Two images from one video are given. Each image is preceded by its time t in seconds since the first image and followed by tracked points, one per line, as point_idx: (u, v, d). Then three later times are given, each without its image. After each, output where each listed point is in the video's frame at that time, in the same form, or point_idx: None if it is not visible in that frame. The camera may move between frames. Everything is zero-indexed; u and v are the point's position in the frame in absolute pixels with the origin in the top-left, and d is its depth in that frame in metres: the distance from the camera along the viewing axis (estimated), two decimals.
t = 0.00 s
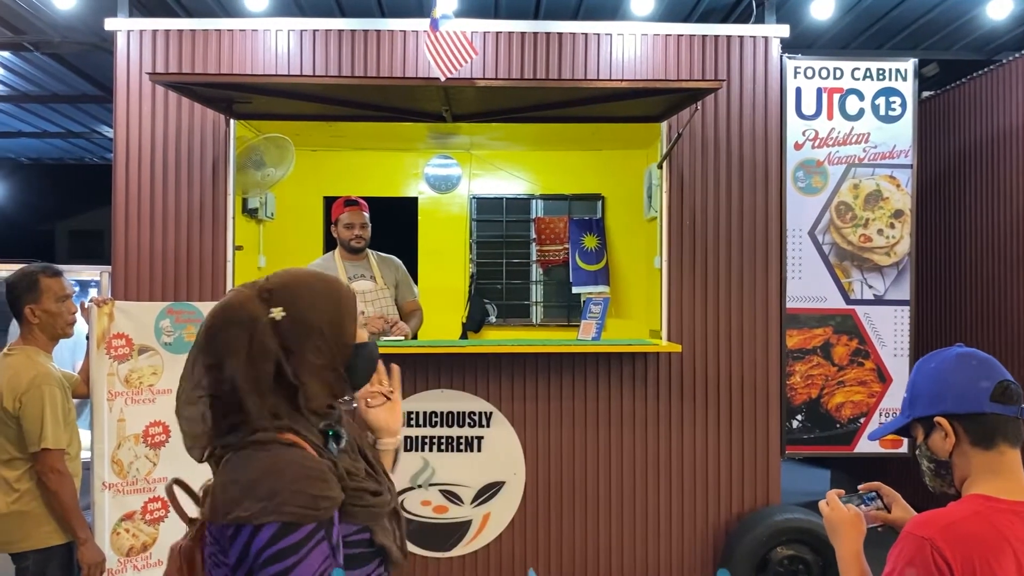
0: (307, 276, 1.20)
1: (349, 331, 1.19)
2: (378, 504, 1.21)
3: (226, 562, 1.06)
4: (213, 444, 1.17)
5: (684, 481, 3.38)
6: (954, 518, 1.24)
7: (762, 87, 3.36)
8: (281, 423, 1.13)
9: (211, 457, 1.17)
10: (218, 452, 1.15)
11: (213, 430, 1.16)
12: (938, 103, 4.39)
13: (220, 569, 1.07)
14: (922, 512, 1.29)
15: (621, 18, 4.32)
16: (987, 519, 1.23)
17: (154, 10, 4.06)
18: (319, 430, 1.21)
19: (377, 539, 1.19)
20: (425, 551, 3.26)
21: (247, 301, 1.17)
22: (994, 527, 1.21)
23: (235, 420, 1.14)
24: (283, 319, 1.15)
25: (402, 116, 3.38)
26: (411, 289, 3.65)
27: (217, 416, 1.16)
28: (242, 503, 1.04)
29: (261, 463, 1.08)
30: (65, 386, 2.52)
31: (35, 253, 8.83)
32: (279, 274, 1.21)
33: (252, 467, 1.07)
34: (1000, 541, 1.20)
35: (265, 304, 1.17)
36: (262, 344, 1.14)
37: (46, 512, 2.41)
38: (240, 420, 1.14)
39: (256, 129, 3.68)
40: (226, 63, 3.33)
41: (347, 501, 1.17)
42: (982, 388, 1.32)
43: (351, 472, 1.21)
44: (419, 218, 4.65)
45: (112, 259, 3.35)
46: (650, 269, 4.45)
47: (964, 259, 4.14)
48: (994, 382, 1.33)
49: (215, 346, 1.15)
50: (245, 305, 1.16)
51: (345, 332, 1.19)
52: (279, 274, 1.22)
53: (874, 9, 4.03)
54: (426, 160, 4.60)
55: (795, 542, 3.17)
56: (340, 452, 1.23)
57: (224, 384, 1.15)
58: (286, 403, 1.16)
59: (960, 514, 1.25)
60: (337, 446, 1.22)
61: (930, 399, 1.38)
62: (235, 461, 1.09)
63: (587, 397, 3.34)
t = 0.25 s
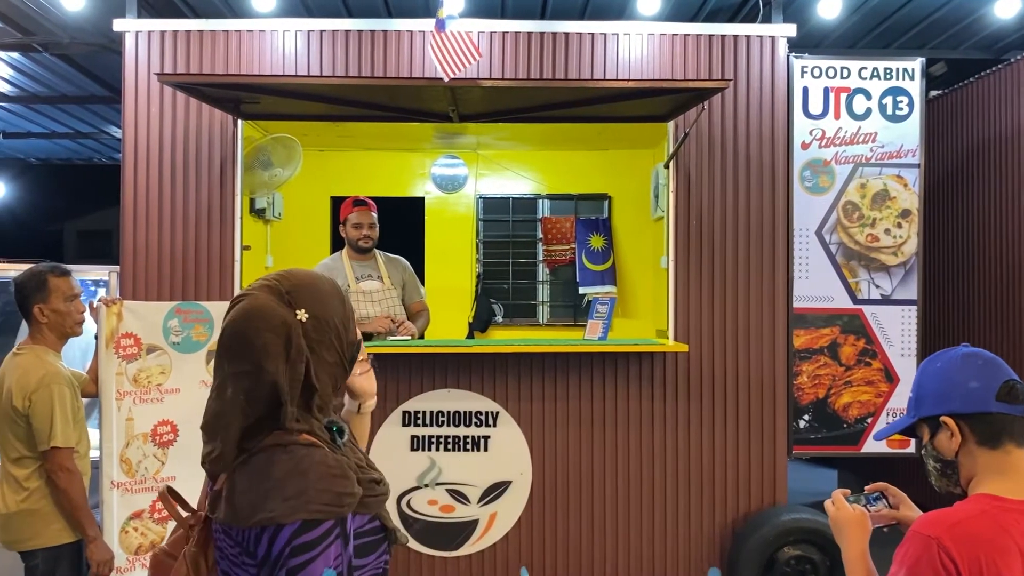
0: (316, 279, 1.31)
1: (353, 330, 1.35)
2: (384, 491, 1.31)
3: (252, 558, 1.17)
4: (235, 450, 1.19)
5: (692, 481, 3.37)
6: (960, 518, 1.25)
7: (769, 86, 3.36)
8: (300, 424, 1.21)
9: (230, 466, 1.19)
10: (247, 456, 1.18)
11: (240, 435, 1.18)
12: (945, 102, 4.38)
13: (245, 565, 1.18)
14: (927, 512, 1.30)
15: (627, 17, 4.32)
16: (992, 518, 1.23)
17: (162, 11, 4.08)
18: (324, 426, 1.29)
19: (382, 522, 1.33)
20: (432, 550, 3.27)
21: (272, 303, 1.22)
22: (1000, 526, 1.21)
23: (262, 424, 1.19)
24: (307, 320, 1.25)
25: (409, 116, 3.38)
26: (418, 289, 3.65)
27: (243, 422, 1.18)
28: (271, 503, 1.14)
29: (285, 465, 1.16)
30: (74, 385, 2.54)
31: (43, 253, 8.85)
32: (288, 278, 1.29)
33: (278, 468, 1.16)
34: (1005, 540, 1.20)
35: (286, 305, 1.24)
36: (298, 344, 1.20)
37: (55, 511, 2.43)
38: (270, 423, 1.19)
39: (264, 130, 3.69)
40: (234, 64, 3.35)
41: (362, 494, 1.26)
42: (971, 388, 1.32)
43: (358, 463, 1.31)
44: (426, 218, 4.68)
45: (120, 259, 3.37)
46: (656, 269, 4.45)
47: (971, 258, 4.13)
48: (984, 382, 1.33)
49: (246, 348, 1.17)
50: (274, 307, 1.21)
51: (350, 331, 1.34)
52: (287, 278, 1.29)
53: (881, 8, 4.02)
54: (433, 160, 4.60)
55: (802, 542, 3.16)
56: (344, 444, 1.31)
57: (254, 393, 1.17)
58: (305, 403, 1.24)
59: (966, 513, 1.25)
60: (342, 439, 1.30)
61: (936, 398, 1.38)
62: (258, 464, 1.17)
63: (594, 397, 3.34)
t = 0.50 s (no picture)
0: (314, 281, 1.27)
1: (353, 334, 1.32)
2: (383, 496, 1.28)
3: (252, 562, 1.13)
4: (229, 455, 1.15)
5: (699, 481, 3.37)
6: (967, 517, 1.24)
7: (776, 86, 3.35)
8: (296, 429, 1.17)
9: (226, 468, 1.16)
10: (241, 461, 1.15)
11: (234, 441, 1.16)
12: (954, 101, 4.36)
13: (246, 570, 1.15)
14: (934, 510, 1.29)
15: (633, 17, 4.31)
16: (1000, 517, 1.23)
17: (171, 12, 4.10)
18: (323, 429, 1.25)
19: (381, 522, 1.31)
20: (439, 549, 3.27)
21: (268, 309, 1.19)
22: (1008, 526, 1.21)
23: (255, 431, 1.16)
24: (304, 326, 1.22)
25: (415, 116, 3.39)
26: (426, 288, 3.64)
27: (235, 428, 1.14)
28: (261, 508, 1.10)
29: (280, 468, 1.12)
30: (83, 384, 2.55)
31: (52, 253, 8.91)
32: (285, 280, 1.25)
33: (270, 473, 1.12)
34: (1013, 539, 1.20)
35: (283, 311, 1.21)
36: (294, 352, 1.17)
37: (65, 509, 2.44)
38: (266, 427, 1.16)
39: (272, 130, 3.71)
40: (242, 64, 3.36)
41: (360, 500, 1.23)
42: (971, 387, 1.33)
43: (356, 467, 1.27)
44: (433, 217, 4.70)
45: (128, 259, 3.38)
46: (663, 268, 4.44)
47: (980, 258, 4.12)
48: (985, 381, 1.34)
49: (239, 355, 1.14)
50: (270, 313, 1.17)
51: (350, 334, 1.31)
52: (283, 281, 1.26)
53: (889, 7, 4.01)
54: (440, 160, 4.60)
55: (810, 542, 3.15)
56: (343, 446, 1.27)
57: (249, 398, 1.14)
58: (302, 408, 1.21)
59: (974, 512, 1.25)
60: (340, 441, 1.26)
61: (945, 398, 1.37)
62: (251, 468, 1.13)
63: (601, 397, 3.34)
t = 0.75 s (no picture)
0: (304, 283, 1.26)
1: (349, 333, 1.30)
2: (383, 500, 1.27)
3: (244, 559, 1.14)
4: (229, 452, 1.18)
5: (705, 481, 3.37)
6: (974, 517, 1.24)
7: (782, 86, 3.35)
8: (293, 432, 1.18)
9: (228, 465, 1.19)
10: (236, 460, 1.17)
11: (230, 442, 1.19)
12: (959, 102, 4.37)
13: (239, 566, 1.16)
14: (942, 510, 1.29)
15: (639, 17, 4.32)
16: (1008, 518, 1.22)
17: (177, 13, 4.12)
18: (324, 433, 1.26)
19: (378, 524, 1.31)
20: (444, 548, 3.28)
21: (255, 314, 1.19)
22: (1016, 527, 1.21)
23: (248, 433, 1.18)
24: (291, 330, 1.21)
25: (421, 116, 3.39)
26: (431, 289, 3.65)
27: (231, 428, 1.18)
28: (256, 508, 1.10)
29: (276, 469, 1.12)
30: (91, 384, 2.56)
31: (58, 253, 8.93)
32: (274, 283, 1.25)
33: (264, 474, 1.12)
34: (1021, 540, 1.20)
35: (270, 316, 1.21)
36: (277, 359, 1.17)
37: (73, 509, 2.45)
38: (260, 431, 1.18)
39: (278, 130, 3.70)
40: (248, 65, 3.38)
41: (357, 503, 1.23)
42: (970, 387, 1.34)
43: (357, 471, 1.27)
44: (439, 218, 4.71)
45: (135, 259, 3.39)
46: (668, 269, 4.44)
47: (987, 258, 4.11)
48: (986, 382, 1.34)
49: (223, 361, 1.17)
50: (253, 319, 1.18)
51: (345, 333, 1.29)
52: (273, 285, 1.25)
53: (895, 7, 4.01)
54: (446, 160, 4.62)
55: (816, 543, 3.15)
56: (345, 451, 1.28)
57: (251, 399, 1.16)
58: (298, 411, 1.21)
59: (981, 512, 1.24)
60: (342, 445, 1.27)
61: (954, 399, 1.37)
62: (250, 466, 1.14)
63: (607, 396, 3.34)
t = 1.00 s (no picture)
0: (294, 284, 1.27)
1: (349, 325, 1.29)
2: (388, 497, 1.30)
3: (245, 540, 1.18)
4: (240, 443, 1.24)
5: (711, 481, 3.36)
6: (986, 520, 1.23)
7: (790, 86, 3.35)
8: (302, 423, 1.22)
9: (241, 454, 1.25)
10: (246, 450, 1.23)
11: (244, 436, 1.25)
12: (966, 101, 4.35)
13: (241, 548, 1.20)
14: (954, 513, 1.28)
15: (644, 17, 4.31)
16: (1021, 521, 1.22)
17: (184, 14, 4.13)
18: (335, 424, 1.30)
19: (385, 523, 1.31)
20: (449, 549, 3.28)
21: (246, 321, 1.23)
22: None
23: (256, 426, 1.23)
24: (282, 332, 1.24)
25: (426, 116, 3.39)
26: (436, 289, 3.65)
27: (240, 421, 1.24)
28: (261, 493, 1.14)
29: (283, 456, 1.17)
30: (97, 384, 2.57)
31: (62, 252, 8.93)
32: (267, 287, 1.28)
33: (268, 459, 1.17)
34: None
35: (260, 321, 1.24)
36: (265, 362, 1.20)
37: (79, 509, 2.45)
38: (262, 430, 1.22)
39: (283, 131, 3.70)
40: (254, 66, 3.38)
41: (359, 497, 1.25)
42: (976, 388, 1.34)
43: (365, 465, 1.29)
44: (444, 218, 4.71)
45: (141, 259, 3.40)
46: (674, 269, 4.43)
47: (994, 258, 4.09)
48: (989, 382, 1.34)
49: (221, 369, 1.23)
50: (242, 326, 1.22)
51: (344, 326, 1.29)
52: (267, 289, 1.28)
53: (901, 7, 4.00)
54: (451, 160, 4.62)
55: (822, 543, 3.14)
56: (356, 445, 1.31)
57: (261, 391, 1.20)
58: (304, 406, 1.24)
59: (994, 515, 1.24)
60: (353, 438, 1.30)
61: (965, 400, 1.37)
62: (262, 453, 1.19)
63: (613, 397, 3.34)
